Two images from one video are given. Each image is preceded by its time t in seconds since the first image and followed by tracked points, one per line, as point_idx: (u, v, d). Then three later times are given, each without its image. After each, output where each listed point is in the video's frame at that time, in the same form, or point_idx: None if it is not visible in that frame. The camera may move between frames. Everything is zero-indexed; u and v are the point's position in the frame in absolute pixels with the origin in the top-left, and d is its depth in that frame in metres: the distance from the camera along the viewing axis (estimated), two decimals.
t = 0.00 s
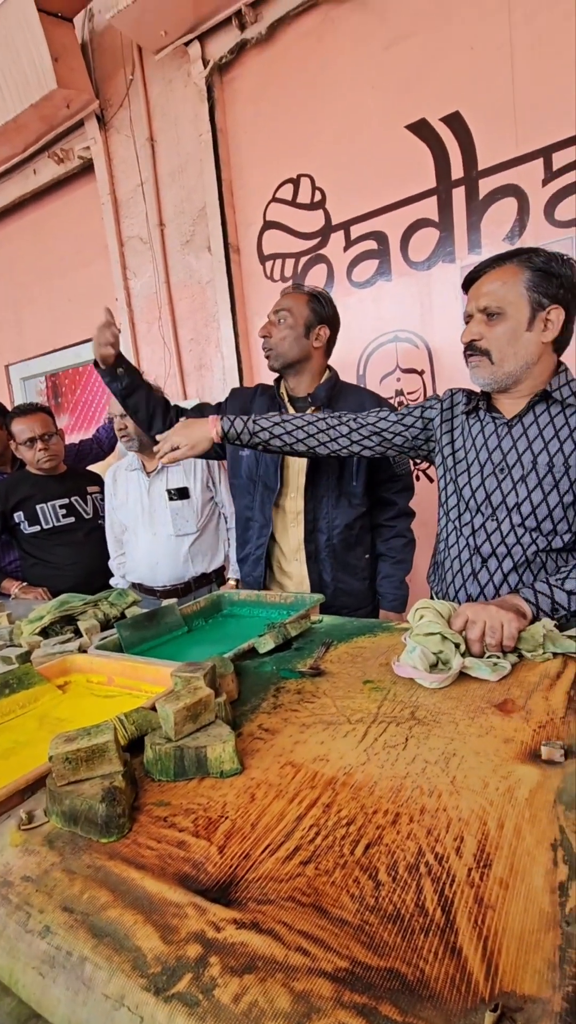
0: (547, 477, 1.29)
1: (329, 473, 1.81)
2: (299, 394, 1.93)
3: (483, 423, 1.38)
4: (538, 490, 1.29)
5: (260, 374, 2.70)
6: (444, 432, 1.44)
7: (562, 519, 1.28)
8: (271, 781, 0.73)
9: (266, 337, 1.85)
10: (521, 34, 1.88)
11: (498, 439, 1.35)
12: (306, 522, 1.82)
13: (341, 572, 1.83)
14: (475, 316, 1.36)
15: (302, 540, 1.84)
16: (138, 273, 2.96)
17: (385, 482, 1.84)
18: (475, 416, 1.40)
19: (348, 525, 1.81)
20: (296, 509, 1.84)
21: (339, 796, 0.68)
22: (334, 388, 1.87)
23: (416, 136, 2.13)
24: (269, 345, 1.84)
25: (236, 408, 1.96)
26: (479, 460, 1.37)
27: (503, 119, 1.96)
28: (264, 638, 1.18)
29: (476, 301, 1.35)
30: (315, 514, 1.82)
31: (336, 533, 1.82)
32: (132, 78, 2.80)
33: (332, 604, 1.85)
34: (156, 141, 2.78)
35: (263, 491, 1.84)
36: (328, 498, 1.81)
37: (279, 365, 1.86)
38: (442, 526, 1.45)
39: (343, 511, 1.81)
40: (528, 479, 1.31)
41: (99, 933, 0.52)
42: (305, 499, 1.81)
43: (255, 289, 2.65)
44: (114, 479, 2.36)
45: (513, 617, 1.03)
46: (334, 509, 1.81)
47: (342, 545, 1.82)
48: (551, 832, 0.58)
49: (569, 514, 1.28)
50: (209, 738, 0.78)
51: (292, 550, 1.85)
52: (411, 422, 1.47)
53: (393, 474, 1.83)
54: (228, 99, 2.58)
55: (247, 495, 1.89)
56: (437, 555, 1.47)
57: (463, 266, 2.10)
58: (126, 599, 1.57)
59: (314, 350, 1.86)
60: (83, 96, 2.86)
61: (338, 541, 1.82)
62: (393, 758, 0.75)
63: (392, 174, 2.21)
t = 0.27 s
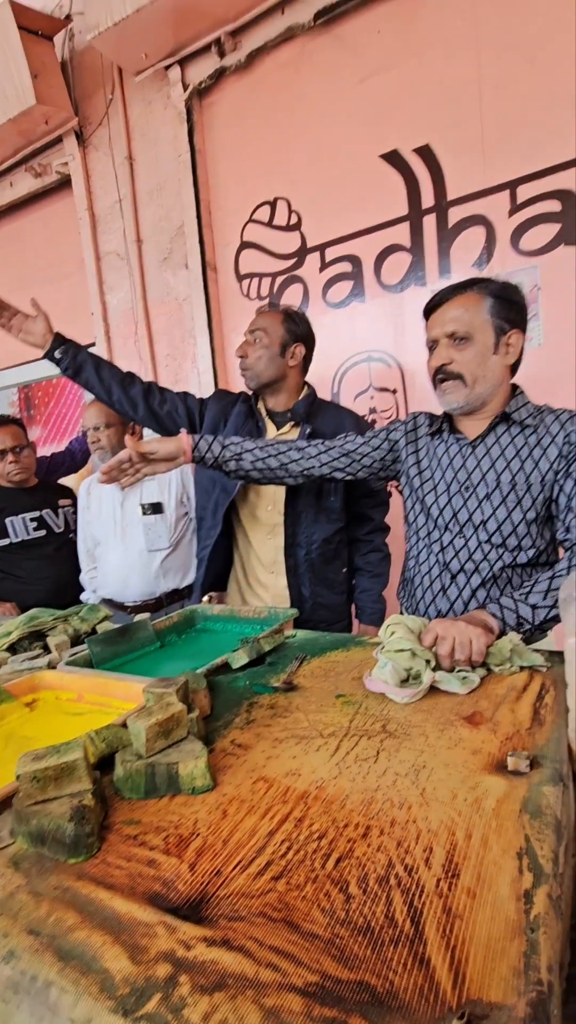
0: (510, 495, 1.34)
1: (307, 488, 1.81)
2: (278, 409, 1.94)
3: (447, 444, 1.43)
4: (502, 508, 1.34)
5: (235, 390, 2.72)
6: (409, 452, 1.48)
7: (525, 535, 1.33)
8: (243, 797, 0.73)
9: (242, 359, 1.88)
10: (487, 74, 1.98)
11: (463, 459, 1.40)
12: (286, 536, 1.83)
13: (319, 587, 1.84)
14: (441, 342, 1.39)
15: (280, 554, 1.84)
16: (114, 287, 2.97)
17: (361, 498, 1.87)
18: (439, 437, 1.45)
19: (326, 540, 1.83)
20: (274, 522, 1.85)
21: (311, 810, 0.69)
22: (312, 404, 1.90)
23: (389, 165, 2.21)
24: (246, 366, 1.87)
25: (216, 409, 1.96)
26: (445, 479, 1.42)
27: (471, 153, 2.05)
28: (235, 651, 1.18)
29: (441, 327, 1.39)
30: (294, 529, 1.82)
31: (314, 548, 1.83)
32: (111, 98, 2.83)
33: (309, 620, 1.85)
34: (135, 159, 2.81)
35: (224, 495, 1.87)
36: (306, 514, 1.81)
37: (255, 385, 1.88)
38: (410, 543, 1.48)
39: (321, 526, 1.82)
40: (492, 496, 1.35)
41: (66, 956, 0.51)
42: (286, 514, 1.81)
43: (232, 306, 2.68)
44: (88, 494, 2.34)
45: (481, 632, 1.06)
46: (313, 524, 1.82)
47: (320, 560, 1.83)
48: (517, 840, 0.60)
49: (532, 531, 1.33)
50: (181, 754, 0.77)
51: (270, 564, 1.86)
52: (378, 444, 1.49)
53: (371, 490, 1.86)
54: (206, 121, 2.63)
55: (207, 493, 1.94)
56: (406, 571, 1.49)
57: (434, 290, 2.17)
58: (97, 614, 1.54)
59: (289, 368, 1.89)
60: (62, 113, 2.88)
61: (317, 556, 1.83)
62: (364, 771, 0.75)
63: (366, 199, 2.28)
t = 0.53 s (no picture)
0: (472, 509, 1.38)
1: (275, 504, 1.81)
2: (251, 424, 1.94)
3: (410, 460, 1.46)
4: (465, 522, 1.38)
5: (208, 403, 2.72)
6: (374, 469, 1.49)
7: (487, 548, 1.37)
8: (206, 818, 0.71)
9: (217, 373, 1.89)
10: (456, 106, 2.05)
11: (428, 475, 1.43)
12: (254, 551, 1.82)
13: (288, 602, 1.84)
14: (417, 362, 1.41)
15: (248, 569, 1.84)
16: (87, 297, 2.95)
17: (332, 514, 1.88)
18: (401, 454, 1.48)
19: (294, 556, 1.83)
20: (244, 537, 1.84)
21: (275, 831, 0.67)
22: (284, 419, 1.91)
23: (362, 188, 2.26)
24: (222, 380, 1.88)
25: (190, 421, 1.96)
26: (410, 496, 1.44)
27: (440, 180, 2.11)
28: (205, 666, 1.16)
29: (417, 348, 1.41)
30: (262, 544, 1.82)
31: (284, 563, 1.83)
32: (88, 110, 2.83)
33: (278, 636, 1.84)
34: (110, 171, 2.81)
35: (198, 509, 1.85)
36: (275, 529, 1.82)
37: (231, 398, 1.89)
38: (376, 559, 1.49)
39: (291, 542, 1.82)
40: (456, 511, 1.39)
41: (12, 993, 0.48)
42: (253, 529, 1.82)
43: (206, 320, 2.69)
44: (56, 505, 2.31)
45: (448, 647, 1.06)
46: (281, 540, 1.82)
47: (290, 575, 1.83)
48: (479, 857, 0.60)
49: (493, 544, 1.37)
50: (143, 774, 0.75)
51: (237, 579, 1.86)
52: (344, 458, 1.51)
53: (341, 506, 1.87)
54: (183, 138, 2.65)
55: (183, 511, 1.91)
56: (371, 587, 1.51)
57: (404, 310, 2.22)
58: (61, 628, 1.49)
59: (265, 381, 1.90)
60: (37, 122, 2.87)
61: (286, 571, 1.83)
62: (330, 789, 0.75)
63: (339, 220, 2.33)
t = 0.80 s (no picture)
0: (444, 518, 1.41)
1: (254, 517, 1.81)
2: (230, 434, 1.93)
3: (383, 471, 1.48)
4: (438, 531, 1.41)
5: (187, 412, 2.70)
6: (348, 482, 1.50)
7: (459, 556, 1.41)
8: (179, 841, 0.69)
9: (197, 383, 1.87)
10: (432, 124, 2.09)
11: (402, 486, 1.46)
12: (230, 564, 1.80)
13: (265, 617, 1.82)
14: (406, 376, 1.40)
15: (225, 582, 1.81)
16: (65, 305, 2.92)
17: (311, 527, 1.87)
18: (373, 465, 1.50)
19: (272, 569, 1.81)
20: (220, 549, 1.81)
21: (251, 853, 0.65)
22: (264, 430, 1.89)
23: (341, 202, 2.28)
24: (201, 390, 1.87)
25: (168, 433, 1.96)
26: (385, 507, 1.46)
27: (418, 196, 2.15)
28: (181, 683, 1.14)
29: (406, 362, 1.40)
30: (240, 558, 1.80)
31: (261, 576, 1.81)
32: (67, 119, 2.82)
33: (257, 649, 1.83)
34: (89, 180, 2.80)
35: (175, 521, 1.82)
36: (252, 541, 1.80)
37: (212, 407, 1.87)
38: (354, 571, 1.50)
39: (268, 555, 1.81)
40: (429, 521, 1.42)
41: None
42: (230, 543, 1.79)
43: (186, 329, 2.68)
44: (30, 515, 2.27)
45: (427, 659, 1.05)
46: (259, 553, 1.80)
47: (268, 588, 1.81)
48: (458, 878, 0.59)
49: (465, 551, 1.41)
50: (114, 796, 0.72)
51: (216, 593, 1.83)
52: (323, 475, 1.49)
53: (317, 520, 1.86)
54: (163, 149, 2.65)
55: (161, 522, 1.87)
56: (348, 600, 1.52)
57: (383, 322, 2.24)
58: (33, 643, 1.45)
59: (246, 392, 1.89)
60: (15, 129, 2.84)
61: (264, 585, 1.81)
62: (307, 808, 0.73)
63: (318, 233, 2.34)
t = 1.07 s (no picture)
0: (428, 525, 1.44)
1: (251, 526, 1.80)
2: (220, 442, 1.93)
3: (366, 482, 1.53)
4: (423, 537, 1.44)
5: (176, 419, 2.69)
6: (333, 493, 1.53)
7: (445, 561, 1.43)
8: (171, 855, 0.68)
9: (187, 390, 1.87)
10: (418, 135, 2.12)
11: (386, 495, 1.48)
12: (227, 573, 1.79)
13: (263, 627, 1.82)
14: (378, 386, 1.41)
15: (221, 591, 1.80)
16: (52, 313, 2.91)
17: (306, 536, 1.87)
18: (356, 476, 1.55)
19: (268, 578, 1.80)
20: (213, 558, 1.82)
21: (244, 866, 0.64)
22: (256, 439, 1.89)
23: (328, 211, 2.30)
24: (192, 397, 1.86)
25: (156, 438, 1.93)
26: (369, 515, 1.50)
27: (404, 205, 2.17)
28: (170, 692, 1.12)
29: (379, 372, 1.40)
30: (235, 568, 1.79)
31: (257, 587, 1.80)
32: (54, 127, 2.82)
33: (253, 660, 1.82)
34: (76, 188, 2.80)
35: (157, 529, 1.81)
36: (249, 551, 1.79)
37: (202, 415, 1.87)
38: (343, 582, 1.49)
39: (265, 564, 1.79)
40: (415, 528, 1.45)
41: None
42: (225, 554, 1.78)
43: (174, 337, 2.68)
44: (17, 524, 2.25)
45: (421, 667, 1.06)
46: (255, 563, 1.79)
47: (264, 598, 1.80)
48: (454, 887, 0.58)
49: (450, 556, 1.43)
50: (104, 810, 0.71)
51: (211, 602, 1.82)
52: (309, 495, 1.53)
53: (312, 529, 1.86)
54: (151, 158, 2.66)
55: (145, 529, 1.86)
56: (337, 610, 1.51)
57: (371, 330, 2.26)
58: (20, 654, 1.43)
59: (237, 400, 1.90)
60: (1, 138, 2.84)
61: (260, 596, 1.80)
62: (301, 819, 0.72)
63: (306, 241, 2.36)
